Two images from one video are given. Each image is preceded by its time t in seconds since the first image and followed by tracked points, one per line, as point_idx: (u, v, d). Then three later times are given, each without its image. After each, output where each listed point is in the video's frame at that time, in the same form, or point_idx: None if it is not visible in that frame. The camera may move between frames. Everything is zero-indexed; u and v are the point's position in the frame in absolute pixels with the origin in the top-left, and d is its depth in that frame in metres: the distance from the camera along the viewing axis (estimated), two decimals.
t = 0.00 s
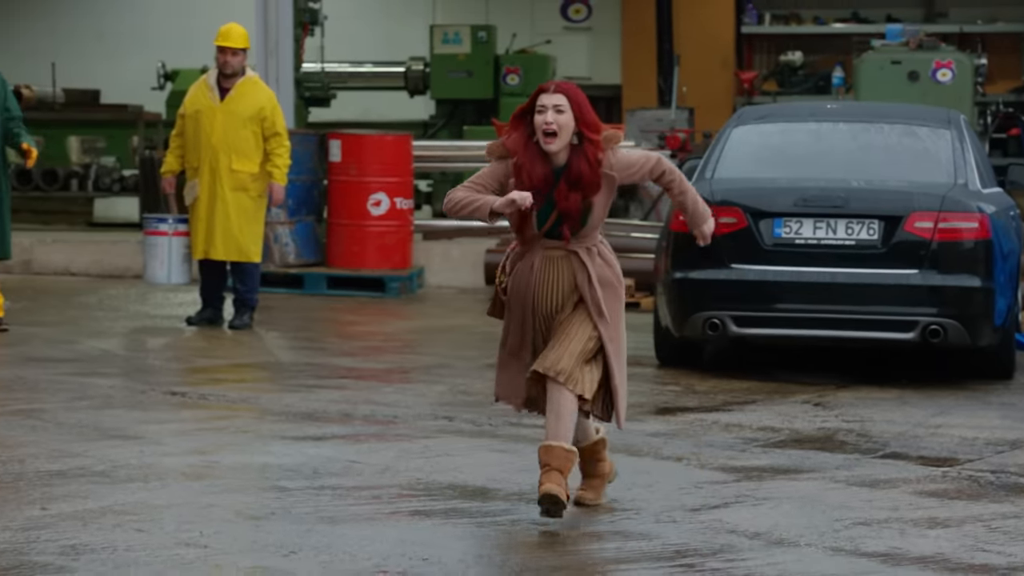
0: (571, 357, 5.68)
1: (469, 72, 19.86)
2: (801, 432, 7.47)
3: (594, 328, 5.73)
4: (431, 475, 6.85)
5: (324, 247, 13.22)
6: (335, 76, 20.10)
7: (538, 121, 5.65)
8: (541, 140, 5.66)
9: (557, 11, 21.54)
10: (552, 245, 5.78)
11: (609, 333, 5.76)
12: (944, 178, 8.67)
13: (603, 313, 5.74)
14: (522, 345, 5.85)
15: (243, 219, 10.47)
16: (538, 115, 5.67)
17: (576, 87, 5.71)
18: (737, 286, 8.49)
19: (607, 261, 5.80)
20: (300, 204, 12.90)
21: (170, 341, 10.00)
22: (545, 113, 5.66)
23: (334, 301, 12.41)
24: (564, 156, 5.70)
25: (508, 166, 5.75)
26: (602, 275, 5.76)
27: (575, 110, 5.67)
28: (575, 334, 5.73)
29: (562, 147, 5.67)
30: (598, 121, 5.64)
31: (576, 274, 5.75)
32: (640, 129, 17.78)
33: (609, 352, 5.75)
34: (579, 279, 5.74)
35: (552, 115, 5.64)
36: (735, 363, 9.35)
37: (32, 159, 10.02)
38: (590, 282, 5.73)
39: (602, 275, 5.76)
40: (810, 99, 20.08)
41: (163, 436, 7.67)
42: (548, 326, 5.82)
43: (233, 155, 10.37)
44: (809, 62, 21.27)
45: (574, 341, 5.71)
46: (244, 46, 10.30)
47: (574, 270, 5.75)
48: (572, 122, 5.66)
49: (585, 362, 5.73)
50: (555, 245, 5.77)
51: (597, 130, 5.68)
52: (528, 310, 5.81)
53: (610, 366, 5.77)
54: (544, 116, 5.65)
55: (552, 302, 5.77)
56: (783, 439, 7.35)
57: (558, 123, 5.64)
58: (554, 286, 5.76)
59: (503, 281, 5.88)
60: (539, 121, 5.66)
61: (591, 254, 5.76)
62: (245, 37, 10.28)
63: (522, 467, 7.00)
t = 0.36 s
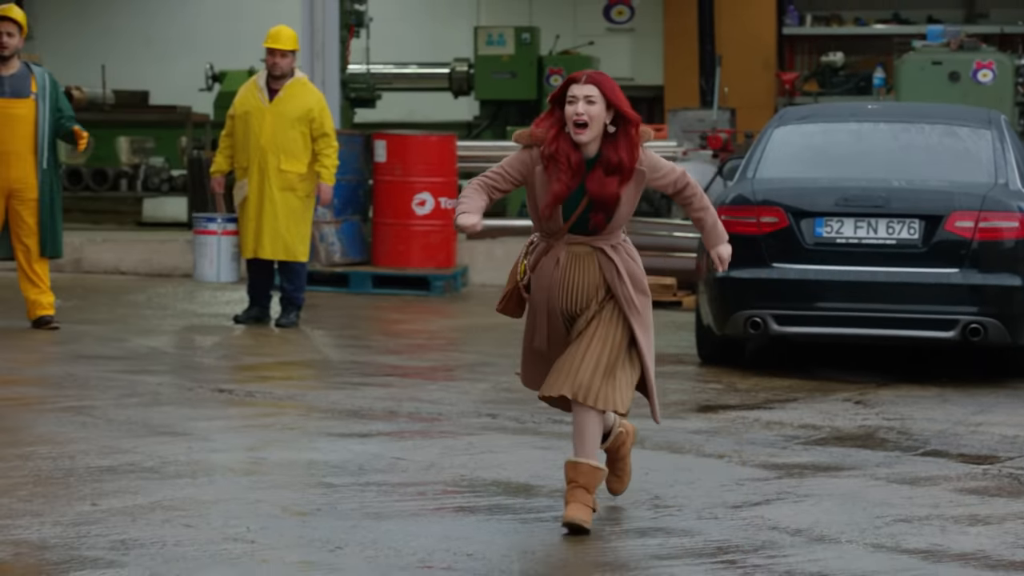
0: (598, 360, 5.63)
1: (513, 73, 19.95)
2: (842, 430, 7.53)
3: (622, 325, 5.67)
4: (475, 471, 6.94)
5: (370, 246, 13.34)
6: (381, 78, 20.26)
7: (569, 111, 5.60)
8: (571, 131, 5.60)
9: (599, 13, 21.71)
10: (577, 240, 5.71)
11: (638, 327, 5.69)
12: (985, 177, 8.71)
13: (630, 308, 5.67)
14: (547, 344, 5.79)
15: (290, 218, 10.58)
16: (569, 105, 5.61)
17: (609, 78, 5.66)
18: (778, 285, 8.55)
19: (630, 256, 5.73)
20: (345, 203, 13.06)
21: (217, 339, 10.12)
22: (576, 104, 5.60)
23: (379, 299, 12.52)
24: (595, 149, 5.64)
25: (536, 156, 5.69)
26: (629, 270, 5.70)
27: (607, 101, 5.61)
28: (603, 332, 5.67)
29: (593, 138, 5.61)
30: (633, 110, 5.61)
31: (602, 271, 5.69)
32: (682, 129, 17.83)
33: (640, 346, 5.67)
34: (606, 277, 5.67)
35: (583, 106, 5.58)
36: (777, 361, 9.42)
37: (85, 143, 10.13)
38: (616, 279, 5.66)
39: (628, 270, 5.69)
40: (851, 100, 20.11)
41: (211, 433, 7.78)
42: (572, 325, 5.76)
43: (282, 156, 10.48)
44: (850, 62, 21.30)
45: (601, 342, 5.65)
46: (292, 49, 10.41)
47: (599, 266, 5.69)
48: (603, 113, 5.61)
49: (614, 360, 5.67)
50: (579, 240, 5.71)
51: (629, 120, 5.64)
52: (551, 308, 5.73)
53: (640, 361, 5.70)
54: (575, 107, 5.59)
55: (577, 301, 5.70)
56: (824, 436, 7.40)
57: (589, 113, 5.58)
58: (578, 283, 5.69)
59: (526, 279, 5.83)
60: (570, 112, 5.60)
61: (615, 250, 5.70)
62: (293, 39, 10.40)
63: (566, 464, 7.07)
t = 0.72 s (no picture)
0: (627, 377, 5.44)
1: (557, 74, 20.07)
2: (884, 427, 7.58)
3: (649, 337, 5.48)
4: (519, 468, 7.03)
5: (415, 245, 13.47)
6: (426, 78, 20.42)
7: (600, 114, 5.47)
8: (601, 133, 5.47)
9: (642, 13, 21.89)
10: (600, 249, 5.55)
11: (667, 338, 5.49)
12: None
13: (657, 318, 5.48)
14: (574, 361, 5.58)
15: (338, 218, 10.68)
16: (598, 109, 5.49)
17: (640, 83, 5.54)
18: (820, 284, 8.60)
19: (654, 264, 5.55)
20: (391, 203, 13.21)
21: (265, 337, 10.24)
22: (606, 106, 5.47)
23: (424, 297, 12.62)
24: (624, 154, 5.52)
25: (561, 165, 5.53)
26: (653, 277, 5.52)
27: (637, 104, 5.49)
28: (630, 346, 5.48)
29: (624, 141, 5.47)
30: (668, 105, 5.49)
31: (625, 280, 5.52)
32: (725, 129, 17.88)
33: (671, 354, 5.48)
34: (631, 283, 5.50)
35: (614, 108, 5.46)
36: (819, 359, 9.47)
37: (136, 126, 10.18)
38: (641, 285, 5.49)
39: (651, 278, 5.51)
40: (893, 100, 20.09)
41: (258, 429, 7.89)
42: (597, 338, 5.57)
43: (330, 156, 10.59)
44: (892, 63, 21.27)
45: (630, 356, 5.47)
46: (341, 49, 10.53)
47: (623, 276, 5.53)
48: (635, 116, 5.49)
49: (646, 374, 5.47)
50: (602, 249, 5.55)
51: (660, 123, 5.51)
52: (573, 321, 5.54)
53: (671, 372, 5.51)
54: (605, 110, 5.47)
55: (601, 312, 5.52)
56: (865, 434, 7.45)
57: (620, 116, 5.46)
58: (602, 295, 5.53)
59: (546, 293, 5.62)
60: (600, 115, 5.47)
61: (636, 258, 5.53)
62: (342, 40, 10.51)
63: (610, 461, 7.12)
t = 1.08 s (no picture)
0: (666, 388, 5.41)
1: (601, 75, 20.16)
2: (926, 425, 7.63)
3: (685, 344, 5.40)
4: (564, 464, 7.11)
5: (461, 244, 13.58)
6: (472, 79, 20.51)
7: (618, 117, 5.41)
8: (620, 138, 5.41)
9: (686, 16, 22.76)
10: (627, 258, 5.43)
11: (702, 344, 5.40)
12: None
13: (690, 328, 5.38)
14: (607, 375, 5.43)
15: (386, 217, 10.78)
16: (618, 112, 5.43)
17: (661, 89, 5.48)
18: (863, 282, 8.65)
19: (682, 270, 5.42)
20: (437, 202, 13.28)
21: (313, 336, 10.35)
22: (625, 110, 5.41)
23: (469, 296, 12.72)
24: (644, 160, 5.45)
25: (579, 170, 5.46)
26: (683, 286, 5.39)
27: (657, 109, 5.42)
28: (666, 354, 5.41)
29: (643, 145, 5.41)
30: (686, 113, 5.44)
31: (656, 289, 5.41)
32: (768, 129, 17.91)
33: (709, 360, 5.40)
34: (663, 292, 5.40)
35: (633, 112, 5.40)
36: (862, 356, 9.53)
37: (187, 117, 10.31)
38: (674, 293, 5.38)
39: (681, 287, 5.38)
40: (935, 100, 20.12)
41: (306, 426, 8.00)
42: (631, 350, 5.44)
43: (378, 156, 10.69)
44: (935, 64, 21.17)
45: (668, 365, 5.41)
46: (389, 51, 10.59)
47: (653, 285, 5.41)
48: (655, 121, 5.42)
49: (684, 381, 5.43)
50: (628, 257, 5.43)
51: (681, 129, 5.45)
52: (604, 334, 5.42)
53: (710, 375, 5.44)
54: (624, 113, 5.41)
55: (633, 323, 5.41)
56: (907, 431, 7.50)
57: (638, 120, 5.39)
58: (635, 307, 5.41)
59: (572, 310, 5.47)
60: (619, 119, 5.41)
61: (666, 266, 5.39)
62: (390, 41, 10.58)
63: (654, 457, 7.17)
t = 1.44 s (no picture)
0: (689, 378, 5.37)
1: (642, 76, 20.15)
2: (966, 423, 7.68)
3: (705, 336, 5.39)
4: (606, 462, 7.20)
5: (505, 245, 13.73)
6: (515, 80, 20.52)
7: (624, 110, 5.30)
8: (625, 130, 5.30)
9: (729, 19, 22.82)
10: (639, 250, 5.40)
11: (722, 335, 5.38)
12: None
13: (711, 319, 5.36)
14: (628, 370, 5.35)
15: (430, 217, 10.89)
16: (624, 104, 5.31)
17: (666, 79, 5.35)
18: (903, 282, 8.71)
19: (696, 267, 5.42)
20: (482, 203, 13.38)
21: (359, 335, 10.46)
22: (632, 102, 5.29)
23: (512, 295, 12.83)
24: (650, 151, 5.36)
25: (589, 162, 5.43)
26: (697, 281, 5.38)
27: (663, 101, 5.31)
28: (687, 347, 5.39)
29: (650, 139, 5.30)
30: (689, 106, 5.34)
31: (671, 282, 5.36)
32: (808, 130, 17.94)
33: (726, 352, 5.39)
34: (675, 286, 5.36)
35: (638, 104, 5.28)
36: (903, 356, 9.57)
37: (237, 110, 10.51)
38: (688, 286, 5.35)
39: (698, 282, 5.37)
40: (975, 101, 20.09)
41: (353, 424, 8.11)
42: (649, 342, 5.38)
43: (423, 156, 10.80)
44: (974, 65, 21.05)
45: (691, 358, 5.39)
46: (436, 53, 10.73)
47: (666, 279, 5.37)
48: (660, 112, 5.31)
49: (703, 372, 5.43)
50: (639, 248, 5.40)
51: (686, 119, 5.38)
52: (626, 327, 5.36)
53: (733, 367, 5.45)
54: (630, 105, 5.29)
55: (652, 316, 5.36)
56: (947, 430, 7.56)
57: (644, 112, 5.28)
58: (653, 303, 5.36)
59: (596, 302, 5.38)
60: (625, 111, 5.30)
61: (680, 260, 5.39)
62: (436, 43, 10.71)
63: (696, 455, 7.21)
